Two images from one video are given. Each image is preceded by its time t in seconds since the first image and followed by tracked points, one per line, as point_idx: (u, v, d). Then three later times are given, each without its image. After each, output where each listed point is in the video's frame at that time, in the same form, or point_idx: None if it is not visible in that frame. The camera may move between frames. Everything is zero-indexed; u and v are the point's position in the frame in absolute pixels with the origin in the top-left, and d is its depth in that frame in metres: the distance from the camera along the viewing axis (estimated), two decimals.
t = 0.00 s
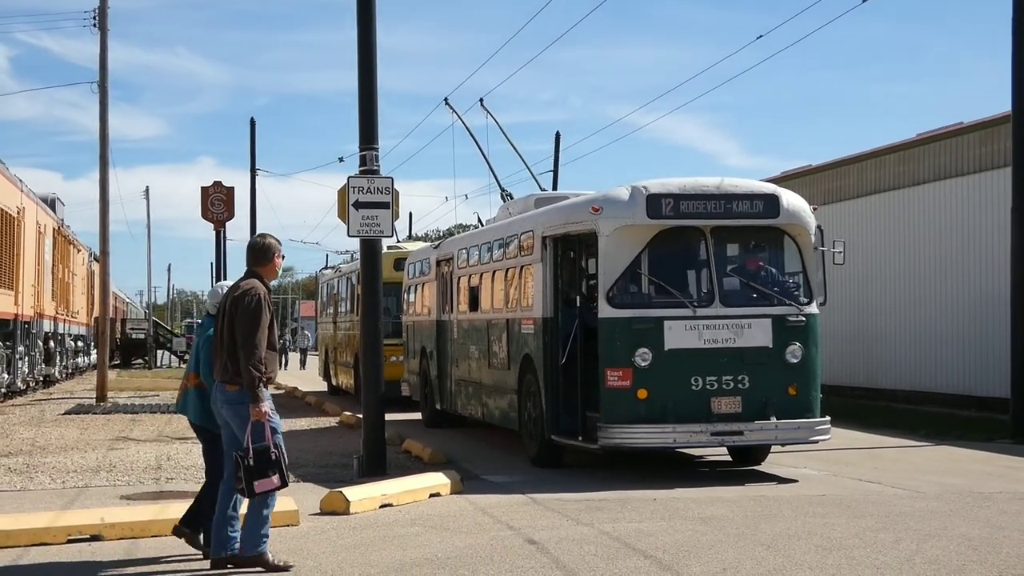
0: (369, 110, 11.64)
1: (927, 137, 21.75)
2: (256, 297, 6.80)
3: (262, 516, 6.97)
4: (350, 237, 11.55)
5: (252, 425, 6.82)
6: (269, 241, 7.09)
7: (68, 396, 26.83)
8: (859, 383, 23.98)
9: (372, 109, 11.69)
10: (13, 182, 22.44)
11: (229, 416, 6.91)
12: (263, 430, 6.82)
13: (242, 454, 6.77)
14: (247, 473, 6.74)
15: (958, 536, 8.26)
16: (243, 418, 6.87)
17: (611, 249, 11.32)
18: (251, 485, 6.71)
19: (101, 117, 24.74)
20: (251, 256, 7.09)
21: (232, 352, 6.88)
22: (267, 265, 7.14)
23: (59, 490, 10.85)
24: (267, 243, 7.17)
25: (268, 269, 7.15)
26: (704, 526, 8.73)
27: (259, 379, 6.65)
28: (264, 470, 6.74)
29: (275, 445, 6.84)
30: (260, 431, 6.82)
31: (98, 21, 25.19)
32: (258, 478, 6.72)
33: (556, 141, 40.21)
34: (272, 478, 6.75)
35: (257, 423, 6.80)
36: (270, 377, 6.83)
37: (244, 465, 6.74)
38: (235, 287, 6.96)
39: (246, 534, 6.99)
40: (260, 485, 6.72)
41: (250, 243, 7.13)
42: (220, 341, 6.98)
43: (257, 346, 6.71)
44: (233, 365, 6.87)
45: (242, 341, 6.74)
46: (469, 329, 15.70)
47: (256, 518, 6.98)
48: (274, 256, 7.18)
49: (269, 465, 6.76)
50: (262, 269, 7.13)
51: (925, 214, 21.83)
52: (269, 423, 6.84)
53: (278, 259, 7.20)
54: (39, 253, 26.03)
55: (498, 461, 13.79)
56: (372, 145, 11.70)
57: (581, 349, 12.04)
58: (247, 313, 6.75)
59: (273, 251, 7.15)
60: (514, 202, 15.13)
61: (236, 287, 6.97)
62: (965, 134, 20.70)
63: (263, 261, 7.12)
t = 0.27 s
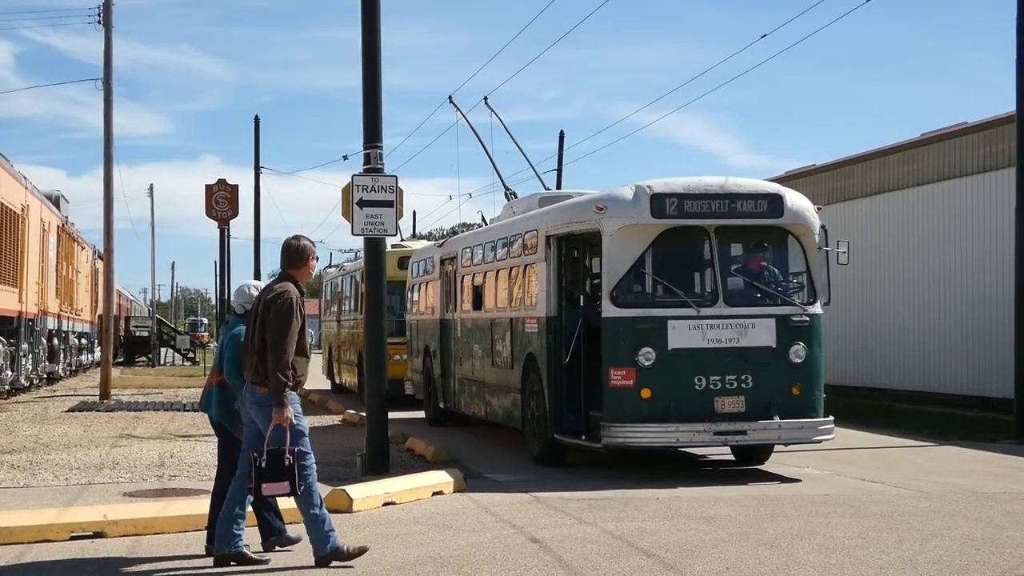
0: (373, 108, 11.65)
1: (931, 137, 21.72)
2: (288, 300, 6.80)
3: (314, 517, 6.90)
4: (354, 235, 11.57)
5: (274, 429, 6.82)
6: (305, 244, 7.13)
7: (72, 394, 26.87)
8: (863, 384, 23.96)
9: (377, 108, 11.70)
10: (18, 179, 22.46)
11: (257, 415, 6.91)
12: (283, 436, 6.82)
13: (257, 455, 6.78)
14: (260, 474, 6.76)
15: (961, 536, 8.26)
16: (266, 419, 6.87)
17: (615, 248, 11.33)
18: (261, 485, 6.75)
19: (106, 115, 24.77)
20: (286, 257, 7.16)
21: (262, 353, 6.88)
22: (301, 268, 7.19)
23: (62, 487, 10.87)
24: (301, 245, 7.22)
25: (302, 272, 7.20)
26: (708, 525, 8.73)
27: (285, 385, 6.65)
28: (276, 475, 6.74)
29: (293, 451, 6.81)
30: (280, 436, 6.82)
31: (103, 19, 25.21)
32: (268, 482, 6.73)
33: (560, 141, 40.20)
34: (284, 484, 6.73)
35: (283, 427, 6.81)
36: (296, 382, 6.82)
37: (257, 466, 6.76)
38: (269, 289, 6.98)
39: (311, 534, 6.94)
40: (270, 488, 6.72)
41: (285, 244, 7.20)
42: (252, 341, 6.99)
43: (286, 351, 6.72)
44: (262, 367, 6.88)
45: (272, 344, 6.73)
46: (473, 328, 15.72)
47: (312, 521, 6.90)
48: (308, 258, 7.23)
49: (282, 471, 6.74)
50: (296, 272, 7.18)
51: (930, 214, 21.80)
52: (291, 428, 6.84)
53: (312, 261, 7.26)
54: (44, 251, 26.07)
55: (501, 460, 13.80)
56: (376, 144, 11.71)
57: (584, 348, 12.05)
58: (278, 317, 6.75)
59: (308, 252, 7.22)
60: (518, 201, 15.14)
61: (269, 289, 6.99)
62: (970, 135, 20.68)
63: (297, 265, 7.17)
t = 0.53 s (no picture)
0: (376, 107, 11.66)
1: (934, 136, 21.70)
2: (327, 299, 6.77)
3: (329, 518, 6.91)
4: (357, 234, 11.57)
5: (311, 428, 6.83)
6: (341, 240, 7.03)
7: (75, 393, 26.89)
8: (866, 383, 23.95)
9: (380, 108, 11.70)
10: (21, 178, 22.47)
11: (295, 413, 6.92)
12: (319, 436, 6.84)
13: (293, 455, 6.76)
14: (295, 474, 6.73)
15: (964, 535, 8.25)
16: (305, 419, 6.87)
17: (618, 248, 11.32)
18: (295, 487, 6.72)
19: (108, 114, 24.79)
20: (324, 253, 7.05)
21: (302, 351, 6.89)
22: (338, 264, 7.09)
23: (65, 486, 10.88)
24: (338, 242, 7.12)
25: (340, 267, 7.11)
26: (711, 524, 8.73)
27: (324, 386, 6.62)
28: (312, 475, 6.72)
29: (327, 452, 6.81)
30: (318, 436, 6.83)
31: (106, 19, 25.23)
32: (304, 482, 6.70)
33: (563, 140, 40.21)
34: (319, 485, 6.71)
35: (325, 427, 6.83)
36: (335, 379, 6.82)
37: (291, 467, 6.73)
38: (306, 286, 6.95)
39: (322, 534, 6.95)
40: (305, 489, 6.70)
41: (323, 239, 7.11)
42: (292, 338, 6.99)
43: (325, 350, 6.70)
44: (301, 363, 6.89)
45: (310, 342, 6.72)
46: (476, 327, 15.72)
47: (326, 520, 6.91)
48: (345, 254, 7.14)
49: (318, 471, 6.73)
50: (333, 268, 7.08)
51: (933, 213, 21.78)
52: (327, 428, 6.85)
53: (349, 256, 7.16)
54: (47, 250, 26.09)
55: (505, 459, 13.80)
56: (379, 143, 11.71)
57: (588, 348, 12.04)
58: (317, 317, 6.73)
59: (345, 248, 7.12)
60: (521, 200, 15.14)
61: (307, 286, 6.97)
62: (973, 134, 20.66)
63: (334, 261, 7.06)
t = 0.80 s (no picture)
0: (377, 108, 11.67)
1: (935, 134, 21.69)
2: (355, 300, 6.77)
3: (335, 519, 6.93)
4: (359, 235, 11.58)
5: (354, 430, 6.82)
6: (371, 240, 7.04)
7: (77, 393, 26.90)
8: (868, 382, 23.94)
9: (382, 109, 11.71)
10: (23, 179, 22.50)
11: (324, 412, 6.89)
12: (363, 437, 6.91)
13: (343, 462, 6.78)
14: (350, 480, 6.78)
15: (966, 534, 8.24)
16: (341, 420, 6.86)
17: (620, 247, 11.32)
18: (354, 492, 6.77)
19: (110, 115, 24.81)
20: (353, 254, 7.06)
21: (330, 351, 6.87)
22: (367, 264, 7.11)
23: (67, 486, 10.90)
24: (367, 242, 7.15)
25: (368, 268, 7.11)
26: (713, 523, 8.73)
27: (359, 387, 6.63)
28: (367, 477, 6.82)
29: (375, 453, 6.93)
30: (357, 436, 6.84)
31: (107, 19, 25.26)
32: (361, 486, 6.78)
33: (565, 139, 40.21)
34: (375, 485, 6.83)
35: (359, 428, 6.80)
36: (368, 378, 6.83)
37: (345, 472, 6.78)
38: (334, 286, 6.94)
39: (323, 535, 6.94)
40: (363, 492, 6.77)
41: (352, 239, 7.12)
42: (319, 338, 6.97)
43: (356, 351, 6.69)
44: (328, 363, 6.86)
45: (340, 343, 6.72)
46: (478, 327, 15.72)
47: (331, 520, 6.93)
48: (374, 255, 7.14)
49: (371, 472, 6.83)
50: (361, 269, 7.10)
51: (934, 212, 21.76)
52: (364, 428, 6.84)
53: (377, 256, 7.16)
54: (49, 250, 26.12)
55: (507, 459, 13.80)
56: (380, 143, 11.72)
57: (589, 347, 12.04)
58: (346, 318, 6.73)
59: (374, 248, 7.13)
60: (523, 200, 15.14)
61: (335, 287, 6.96)
62: (975, 133, 20.63)
63: (364, 261, 7.09)
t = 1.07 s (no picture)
0: (380, 108, 11.68)
1: (937, 135, 21.68)
2: (382, 301, 6.79)
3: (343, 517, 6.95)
4: (361, 235, 11.58)
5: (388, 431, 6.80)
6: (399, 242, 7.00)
7: (79, 393, 26.90)
8: (870, 382, 23.93)
9: (383, 109, 11.72)
10: (25, 179, 22.51)
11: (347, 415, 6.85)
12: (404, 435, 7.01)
13: (393, 463, 6.97)
14: (399, 479, 6.89)
15: (968, 534, 8.24)
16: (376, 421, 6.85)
17: (622, 247, 11.32)
18: (407, 491, 6.87)
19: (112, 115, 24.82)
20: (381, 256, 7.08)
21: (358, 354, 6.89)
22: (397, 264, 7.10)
23: (69, 486, 10.90)
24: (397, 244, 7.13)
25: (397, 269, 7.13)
26: (714, 523, 8.73)
27: (391, 388, 6.66)
28: (417, 473, 6.92)
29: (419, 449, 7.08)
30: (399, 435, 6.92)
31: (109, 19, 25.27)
32: (413, 483, 6.87)
33: (567, 139, 40.22)
34: (426, 480, 6.94)
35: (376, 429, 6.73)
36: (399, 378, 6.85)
37: (396, 472, 6.92)
38: (362, 289, 6.95)
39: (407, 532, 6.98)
40: (415, 489, 6.87)
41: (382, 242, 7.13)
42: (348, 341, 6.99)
43: (385, 352, 6.71)
44: (355, 365, 6.88)
45: (368, 345, 6.74)
46: (480, 327, 15.73)
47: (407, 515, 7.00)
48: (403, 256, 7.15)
49: (421, 469, 6.95)
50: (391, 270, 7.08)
51: (936, 212, 21.75)
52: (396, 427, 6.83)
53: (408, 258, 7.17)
54: (51, 250, 26.13)
55: (509, 459, 13.80)
56: (383, 143, 11.72)
57: (591, 347, 12.04)
58: (372, 320, 6.75)
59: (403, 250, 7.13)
60: (525, 200, 15.15)
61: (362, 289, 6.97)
62: (977, 133, 20.63)
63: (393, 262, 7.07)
